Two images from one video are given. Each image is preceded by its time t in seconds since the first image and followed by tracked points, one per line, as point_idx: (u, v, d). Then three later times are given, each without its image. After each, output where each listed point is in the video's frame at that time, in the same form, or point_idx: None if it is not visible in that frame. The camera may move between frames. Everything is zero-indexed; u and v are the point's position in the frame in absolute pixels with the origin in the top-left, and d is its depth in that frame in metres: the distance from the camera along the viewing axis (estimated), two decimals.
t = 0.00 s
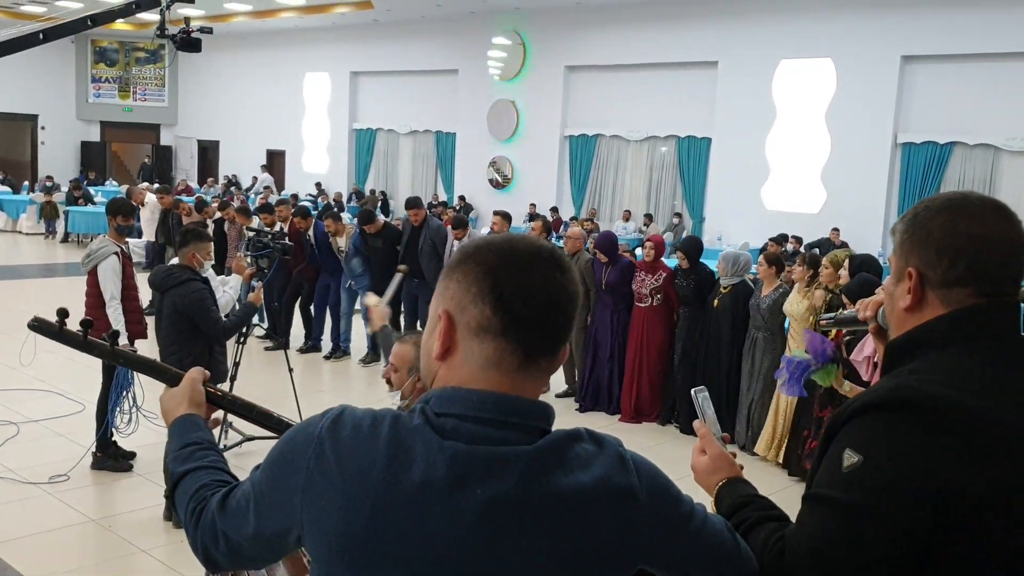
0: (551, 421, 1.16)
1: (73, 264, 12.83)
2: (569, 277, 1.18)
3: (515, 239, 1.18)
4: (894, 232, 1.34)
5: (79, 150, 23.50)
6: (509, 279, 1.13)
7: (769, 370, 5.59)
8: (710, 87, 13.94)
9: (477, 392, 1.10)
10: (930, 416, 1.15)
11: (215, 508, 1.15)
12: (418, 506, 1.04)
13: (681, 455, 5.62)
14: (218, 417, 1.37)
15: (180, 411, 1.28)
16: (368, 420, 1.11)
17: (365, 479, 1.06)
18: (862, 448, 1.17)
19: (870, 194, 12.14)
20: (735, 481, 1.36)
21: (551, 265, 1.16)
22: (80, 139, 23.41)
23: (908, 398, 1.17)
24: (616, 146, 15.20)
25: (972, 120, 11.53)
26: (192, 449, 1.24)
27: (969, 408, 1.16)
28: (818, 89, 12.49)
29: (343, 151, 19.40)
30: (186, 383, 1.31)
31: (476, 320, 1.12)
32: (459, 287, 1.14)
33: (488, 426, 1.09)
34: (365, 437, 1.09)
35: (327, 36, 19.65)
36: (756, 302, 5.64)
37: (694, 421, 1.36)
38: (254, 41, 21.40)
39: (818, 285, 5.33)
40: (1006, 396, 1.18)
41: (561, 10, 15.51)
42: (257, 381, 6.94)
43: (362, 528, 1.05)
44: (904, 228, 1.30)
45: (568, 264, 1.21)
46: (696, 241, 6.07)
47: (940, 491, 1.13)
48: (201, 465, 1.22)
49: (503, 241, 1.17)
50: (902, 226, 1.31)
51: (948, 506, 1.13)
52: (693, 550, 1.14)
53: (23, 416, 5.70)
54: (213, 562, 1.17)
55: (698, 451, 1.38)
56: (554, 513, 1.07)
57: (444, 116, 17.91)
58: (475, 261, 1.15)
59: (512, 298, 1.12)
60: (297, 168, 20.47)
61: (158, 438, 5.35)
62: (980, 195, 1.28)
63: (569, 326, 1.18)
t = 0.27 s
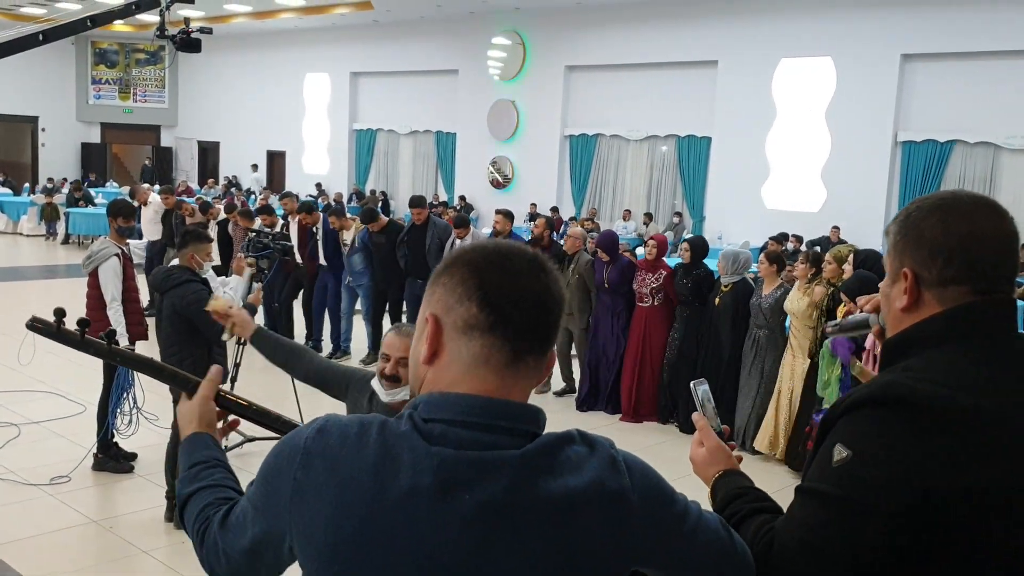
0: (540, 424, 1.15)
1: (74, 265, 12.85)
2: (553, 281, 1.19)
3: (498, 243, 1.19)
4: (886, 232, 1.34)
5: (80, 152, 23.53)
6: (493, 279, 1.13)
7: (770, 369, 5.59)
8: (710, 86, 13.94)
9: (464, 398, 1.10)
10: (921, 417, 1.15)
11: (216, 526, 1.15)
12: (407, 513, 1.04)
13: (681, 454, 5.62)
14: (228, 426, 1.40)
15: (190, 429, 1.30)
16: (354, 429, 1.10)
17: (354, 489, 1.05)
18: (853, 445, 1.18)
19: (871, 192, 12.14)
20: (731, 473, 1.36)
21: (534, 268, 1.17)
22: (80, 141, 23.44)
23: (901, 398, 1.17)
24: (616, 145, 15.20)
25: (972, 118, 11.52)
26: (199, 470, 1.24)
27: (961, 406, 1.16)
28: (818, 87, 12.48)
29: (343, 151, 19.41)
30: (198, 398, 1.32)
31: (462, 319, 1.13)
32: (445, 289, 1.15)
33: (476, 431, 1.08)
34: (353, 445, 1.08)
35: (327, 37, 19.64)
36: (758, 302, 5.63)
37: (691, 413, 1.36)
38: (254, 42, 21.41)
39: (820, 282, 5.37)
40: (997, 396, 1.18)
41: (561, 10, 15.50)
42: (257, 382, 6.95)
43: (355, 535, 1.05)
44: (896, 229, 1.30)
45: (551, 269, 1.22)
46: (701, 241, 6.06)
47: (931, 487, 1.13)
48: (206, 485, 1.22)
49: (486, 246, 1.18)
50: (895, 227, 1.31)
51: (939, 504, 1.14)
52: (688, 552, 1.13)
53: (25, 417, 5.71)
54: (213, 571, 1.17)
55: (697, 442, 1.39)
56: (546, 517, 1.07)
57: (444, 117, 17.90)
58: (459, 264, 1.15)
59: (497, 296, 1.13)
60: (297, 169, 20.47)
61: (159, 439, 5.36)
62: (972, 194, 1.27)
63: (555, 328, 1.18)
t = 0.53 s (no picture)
0: (535, 424, 1.15)
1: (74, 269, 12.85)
2: (534, 286, 1.20)
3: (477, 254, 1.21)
4: (866, 248, 1.32)
5: (79, 155, 23.54)
6: (473, 282, 1.14)
7: (769, 370, 5.62)
8: (709, 88, 13.94)
9: (458, 397, 1.10)
10: (917, 414, 1.16)
11: (220, 545, 1.16)
12: (403, 512, 1.04)
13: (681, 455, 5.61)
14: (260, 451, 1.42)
15: (229, 449, 1.30)
16: (347, 427, 1.10)
17: (350, 487, 1.05)
18: (847, 441, 1.19)
19: (870, 194, 12.14)
20: (712, 459, 1.39)
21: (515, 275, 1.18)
22: (79, 144, 23.44)
23: (896, 395, 1.17)
24: (615, 147, 15.21)
25: (971, 119, 11.53)
26: (228, 495, 1.24)
27: (956, 402, 1.16)
28: (816, 88, 12.50)
29: (342, 154, 19.41)
30: (235, 425, 1.33)
31: (446, 321, 1.13)
32: (428, 296, 1.15)
33: (469, 430, 1.08)
34: (347, 444, 1.08)
35: (326, 40, 19.64)
36: (755, 302, 5.66)
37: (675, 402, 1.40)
38: (253, 45, 21.43)
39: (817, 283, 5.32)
40: (998, 398, 1.18)
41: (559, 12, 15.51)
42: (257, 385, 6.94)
43: (351, 534, 1.04)
44: (882, 245, 1.29)
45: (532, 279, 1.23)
46: (701, 241, 6.11)
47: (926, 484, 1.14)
48: (228, 509, 1.22)
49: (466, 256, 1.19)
50: (880, 242, 1.30)
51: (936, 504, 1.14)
52: (684, 551, 1.13)
53: (24, 421, 5.70)
54: None
55: (680, 429, 1.42)
56: (542, 516, 1.07)
57: (444, 119, 17.90)
58: (439, 273, 1.17)
59: (478, 297, 1.13)
60: (296, 172, 20.46)
61: (159, 442, 5.35)
62: (970, 201, 1.29)
63: (539, 333, 1.18)
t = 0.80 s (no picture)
0: (534, 423, 1.15)
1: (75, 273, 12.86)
2: (534, 285, 1.20)
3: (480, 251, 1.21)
4: (873, 240, 1.33)
5: (80, 159, 23.57)
6: (475, 282, 1.14)
7: (767, 370, 5.59)
8: (708, 89, 13.95)
9: (457, 396, 1.10)
10: (917, 412, 1.16)
11: (217, 549, 1.17)
12: (403, 511, 1.04)
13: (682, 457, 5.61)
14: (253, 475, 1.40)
15: (216, 463, 1.32)
16: (348, 429, 1.10)
17: (350, 485, 1.05)
18: (846, 438, 1.19)
19: (869, 195, 12.14)
20: (708, 460, 1.39)
21: (517, 273, 1.18)
22: (80, 148, 23.46)
23: (896, 393, 1.18)
24: (614, 150, 15.23)
25: (970, 120, 11.53)
26: (216, 502, 1.25)
27: (956, 402, 1.17)
28: (815, 90, 12.52)
29: (342, 157, 19.43)
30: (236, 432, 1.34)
31: (447, 322, 1.13)
32: (430, 293, 1.15)
33: (469, 429, 1.09)
34: (350, 444, 1.08)
35: (326, 43, 19.66)
36: (751, 304, 5.64)
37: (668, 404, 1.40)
38: (252, 49, 21.46)
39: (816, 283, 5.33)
40: (999, 398, 1.18)
41: (559, 14, 15.52)
42: (257, 388, 6.95)
43: (352, 534, 1.04)
44: (886, 241, 1.29)
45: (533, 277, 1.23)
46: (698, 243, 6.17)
47: (927, 481, 1.14)
48: (221, 515, 1.23)
49: (469, 253, 1.19)
50: (882, 238, 1.30)
51: (939, 503, 1.14)
52: (684, 553, 1.14)
53: (25, 424, 5.70)
54: None
55: (675, 431, 1.42)
56: (542, 517, 1.06)
57: (444, 122, 17.91)
58: (441, 271, 1.16)
59: (480, 298, 1.13)
60: (297, 174, 20.47)
61: (160, 446, 5.36)
62: (971, 202, 1.29)
63: (538, 333, 1.19)
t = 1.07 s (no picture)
0: (537, 426, 1.15)
1: (76, 275, 12.87)
2: (538, 292, 1.20)
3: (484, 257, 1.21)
4: (888, 230, 1.33)
5: (80, 161, 23.57)
6: (477, 289, 1.14)
7: (768, 372, 5.62)
8: (708, 90, 13.96)
9: (460, 401, 1.10)
10: (920, 413, 1.16)
11: (209, 526, 1.15)
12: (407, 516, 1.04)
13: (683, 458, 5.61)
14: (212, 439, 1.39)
15: (166, 439, 1.27)
16: (351, 433, 1.10)
17: (353, 491, 1.05)
18: (845, 438, 1.18)
19: (870, 195, 12.14)
20: (711, 461, 1.39)
21: (521, 280, 1.18)
22: (80, 150, 23.46)
23: (897, 394, 1.18)
24: (614, 151, 15.23)
25: (971, 120, 11.53)
26: (180, 476, 1.22)
27: (960, 403, 1.17)
28: (815, 90, 12.52)
29: (343, 158, 19.42)
30: (181, 410, 1.31)
31: (449, 329, 1.13)
32: (433, 300, 1.15)
33: (470, 434, 1.09)
34: (355, 448, 1.08)
35: (326, 45, 19.66)
36: (751, 306, 5.64)
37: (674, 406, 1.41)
38: (253, 51, 21.47)
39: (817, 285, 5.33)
40: (1000, 400, 1.18)
41: (559, 15, 15.52)
42: (258, 390, 6.95)
43: (357, 538, 1.04)
44: (902, 229, 1.29)
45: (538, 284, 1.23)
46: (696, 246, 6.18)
47: (930, 483, 1.14)
48: (190, 490, 1.20)
49: (472, 261, 1.19)
50: (899, 226, 1.30)
51: (940, 504, 1.14)
52: (686, 555, 1.14)
53: (25, 427, 5.70)
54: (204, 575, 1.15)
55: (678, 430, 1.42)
56: (544, 521, 1.07)
57: (444, 123, 17.90)
58: (444, 277, 1.16)
59: (482, 303, 1.13)
60: (297, 176, 20.46)
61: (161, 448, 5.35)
62: (985, 198, 1.28)
63: (542, 339, 1.18)
